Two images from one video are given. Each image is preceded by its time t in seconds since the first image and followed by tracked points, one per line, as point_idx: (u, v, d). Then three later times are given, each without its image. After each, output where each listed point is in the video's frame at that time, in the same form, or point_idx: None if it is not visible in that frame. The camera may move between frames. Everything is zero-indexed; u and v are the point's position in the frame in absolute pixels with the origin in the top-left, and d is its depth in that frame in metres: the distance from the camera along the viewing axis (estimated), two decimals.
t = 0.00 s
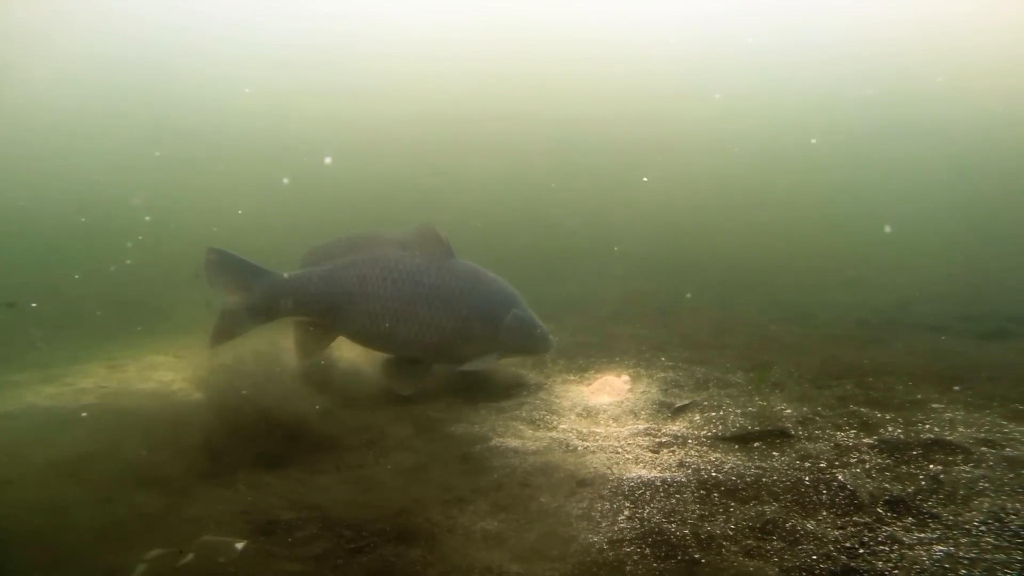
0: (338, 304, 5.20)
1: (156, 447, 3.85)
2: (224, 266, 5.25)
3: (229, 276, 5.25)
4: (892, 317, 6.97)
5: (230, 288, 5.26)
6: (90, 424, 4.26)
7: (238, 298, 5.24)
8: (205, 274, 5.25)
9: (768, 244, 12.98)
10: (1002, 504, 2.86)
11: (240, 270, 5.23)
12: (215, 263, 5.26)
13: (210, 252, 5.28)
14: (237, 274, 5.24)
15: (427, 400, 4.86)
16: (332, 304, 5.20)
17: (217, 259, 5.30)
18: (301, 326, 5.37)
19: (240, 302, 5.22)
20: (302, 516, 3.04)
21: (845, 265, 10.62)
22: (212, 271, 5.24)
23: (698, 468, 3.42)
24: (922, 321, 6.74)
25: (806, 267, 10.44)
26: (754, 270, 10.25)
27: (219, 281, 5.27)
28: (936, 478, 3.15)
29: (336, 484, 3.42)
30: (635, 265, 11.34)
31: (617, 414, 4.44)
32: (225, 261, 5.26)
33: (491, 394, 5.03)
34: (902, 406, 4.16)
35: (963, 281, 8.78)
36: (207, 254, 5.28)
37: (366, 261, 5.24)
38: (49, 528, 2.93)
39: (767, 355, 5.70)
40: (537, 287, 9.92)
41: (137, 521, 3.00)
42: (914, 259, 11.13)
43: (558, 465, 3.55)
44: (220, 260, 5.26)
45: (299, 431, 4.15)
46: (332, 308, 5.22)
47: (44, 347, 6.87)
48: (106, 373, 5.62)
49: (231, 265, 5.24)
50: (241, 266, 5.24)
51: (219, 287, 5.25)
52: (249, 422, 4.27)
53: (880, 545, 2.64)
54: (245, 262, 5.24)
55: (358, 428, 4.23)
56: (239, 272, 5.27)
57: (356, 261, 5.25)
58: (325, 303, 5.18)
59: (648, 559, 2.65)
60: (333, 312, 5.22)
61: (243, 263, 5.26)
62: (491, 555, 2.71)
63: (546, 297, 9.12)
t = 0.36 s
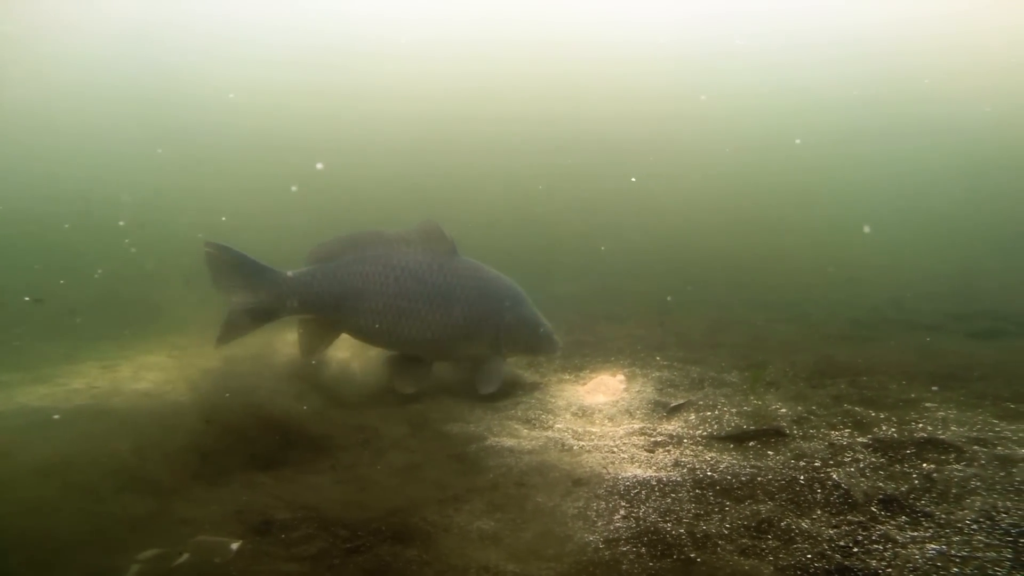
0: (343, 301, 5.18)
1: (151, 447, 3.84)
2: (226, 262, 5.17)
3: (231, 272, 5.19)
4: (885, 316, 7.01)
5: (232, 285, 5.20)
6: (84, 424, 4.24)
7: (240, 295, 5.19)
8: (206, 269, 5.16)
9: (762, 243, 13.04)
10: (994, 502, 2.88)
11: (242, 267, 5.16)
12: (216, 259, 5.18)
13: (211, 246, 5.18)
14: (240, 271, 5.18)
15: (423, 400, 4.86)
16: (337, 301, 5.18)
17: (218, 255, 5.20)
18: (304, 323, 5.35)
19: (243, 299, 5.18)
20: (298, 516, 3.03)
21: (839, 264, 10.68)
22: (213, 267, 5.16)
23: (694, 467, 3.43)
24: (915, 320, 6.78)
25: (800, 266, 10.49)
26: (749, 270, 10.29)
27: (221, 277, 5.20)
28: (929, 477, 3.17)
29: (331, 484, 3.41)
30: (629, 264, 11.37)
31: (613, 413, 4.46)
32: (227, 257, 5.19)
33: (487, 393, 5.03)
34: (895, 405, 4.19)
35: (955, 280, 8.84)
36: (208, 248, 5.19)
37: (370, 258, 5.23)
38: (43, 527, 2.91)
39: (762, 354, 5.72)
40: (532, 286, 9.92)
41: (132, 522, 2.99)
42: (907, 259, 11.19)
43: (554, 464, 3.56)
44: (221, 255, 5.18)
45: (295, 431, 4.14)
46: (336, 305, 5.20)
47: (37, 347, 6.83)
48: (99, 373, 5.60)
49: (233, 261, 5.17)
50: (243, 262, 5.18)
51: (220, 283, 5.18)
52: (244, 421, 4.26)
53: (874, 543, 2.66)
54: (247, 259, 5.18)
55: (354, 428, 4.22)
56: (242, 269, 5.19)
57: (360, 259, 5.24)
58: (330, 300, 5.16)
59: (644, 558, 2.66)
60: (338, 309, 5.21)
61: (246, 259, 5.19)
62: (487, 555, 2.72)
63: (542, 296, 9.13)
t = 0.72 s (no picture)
0: (347, 299, 5.31)
1: (146, 449, 3.82)
2: (236, 264, 5.40)
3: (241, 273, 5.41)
4: (881, 319, 7.03)
5: (242, 285, 5.42)
6: (80, 425, 4.23)
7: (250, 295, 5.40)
8: (218, 272, 5.41)
9: (759, 245, 13.07)
10: (990, 504, 2.88)
11: (251, 268, 5.38)
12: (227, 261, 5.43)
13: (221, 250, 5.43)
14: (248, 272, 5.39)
15: (420, 401, 4.86)
16: (342, 300, 5.31)
17: (229, 258, 5.43)
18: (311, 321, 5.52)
19: (252, 298, 5.40)
20: (294, 518, 3.02)
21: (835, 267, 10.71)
22: (225, 268, 5.41)
23: (691, 469, 3.43)
24: (911, 322, 6.80)
25: (797, 269, 10.51)
26: (746, 272, 10.31)
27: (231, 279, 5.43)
28: (925, 479, 3.18)
29: (328, 485, 3.40)
30: (627, 266, 11.38)
31: (610, 415, 4.46)
32: (237, 259, 5.42)
33: (484, 394, 5.03)
34: (891, 407, 4.20)
35: (950, 282, 8.88)
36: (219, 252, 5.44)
37: (374, 258, 5.33)
38: (38, 529, 2.90)
39: (758, 356, 5.73)
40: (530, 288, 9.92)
41: (127, 523, 2.98)
42: (902, 261, 11.24)
43: (551, 466, 3.55)
44: (231, 257, 5.42)
45: (291, 432, 4.13)
46: (341, 303, 5.35)
47: (32, 348, 6.81)
48: (96, 374, 5.59)
49: (241, 263, 5.39)
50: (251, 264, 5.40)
51: (231, 284, 5.42)
52: (240, 422, 4.25)
53: (870, 545, 2.66)
54: (255, 260, 5.39)
55: (351, 429, 4.22)
56: (251, 271, 5.40)
57: (365, 258, 5.34)
58: (335, 298, 5.29)
59: (641, 559, 2.66)
60: (342, 308, 5.33)
61: (254, 260, 5.41)
62: (484, 556, 2.71)
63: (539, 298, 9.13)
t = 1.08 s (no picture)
0: (361, 294, 5.41)
1: (156, 447, 3.85)
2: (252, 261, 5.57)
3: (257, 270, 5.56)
4: (890, 316, 6.98)
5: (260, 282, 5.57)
6: (90, 424, 4.26)
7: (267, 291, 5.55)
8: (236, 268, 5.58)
9: (766, 242, 13.01)
10: (1000, 502, 2.86)
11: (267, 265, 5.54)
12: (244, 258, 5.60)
13: (239, 248, 5.61)
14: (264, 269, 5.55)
15: (426, 399, 4.87)
16: (357, 295, 5.42)
17: (246, 256, 5.60)
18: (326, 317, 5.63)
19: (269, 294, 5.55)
20: (301, 516, 3.04)
21: (843, 264, 10.64)
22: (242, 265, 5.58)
23: (698, 467, 3.43)
24: (920, 320, 6.75)
25: (805, 266, 10.46)
26: (753, 269, 10.27)
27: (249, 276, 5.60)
28: (934, 477, 3.16)
29: (335, 483, 3.42)
30: (633, 264, 11.36)
31: (617, 413, 4.45)
32: (253, 256, 5.58)
33: (490, 392, 5.04)
34: (900, 405, 4.17)
35: (960, 280, 8.81)
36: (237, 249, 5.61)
37: (387, 254, 5.44)
38: (49, 527, 2.93)
39: (766, 354, 5.70)
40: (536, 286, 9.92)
41: (137, 521, 3.00)
42: (911, 258, 11.15)
43: (558, 464, 3.55)
44: (248, 254, 5.59)
45: (298, 430, 4.15)
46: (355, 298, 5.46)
47: (43, 347, 6.87)
48: (104, 372, 5.61)
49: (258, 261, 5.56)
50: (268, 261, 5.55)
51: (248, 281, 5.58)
52: (248, 421, 4.27)
53: (879, 543, 2.65)
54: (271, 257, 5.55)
55: (358, 428, 4.23)
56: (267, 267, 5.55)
57: (378, 255, 5.45)
58: (349, 293, 5.40)
59: (647, 557, 2.66)
60: (356, 303, 5.44)
61: (270, 257, 5.56)
62: (490, 555, 2.71)
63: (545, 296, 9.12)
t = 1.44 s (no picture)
0: (376, 292, 5.46)
1: (167, 448, 3.89)
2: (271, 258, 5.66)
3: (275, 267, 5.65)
4: (901, 318, 6.92)
5: (277, 278, 5.65)
6: (102, 424, 4.32)
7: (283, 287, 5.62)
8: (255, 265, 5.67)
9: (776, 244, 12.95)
10: (1015, 505, 2.83)
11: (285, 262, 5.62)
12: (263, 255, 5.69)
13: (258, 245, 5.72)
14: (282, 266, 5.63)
15: (435, 401, 4.88)
16: (372, 293, 5.46)
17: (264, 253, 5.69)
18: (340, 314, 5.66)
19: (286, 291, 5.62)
20: (311, 517, 3.06)
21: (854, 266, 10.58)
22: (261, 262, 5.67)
23: (707, 469, 3.42)
24: (931, 322, 6.70)
25: (815, 268, 10.39)
26: (763, 271, 10.22)
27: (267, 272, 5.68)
28: (947, 479, 3.13)
29: (344, 485, 3.43)
30: (642, 265, 11.34)
31: (625, 414, 4.45)
32: (273, 253, 5.68)
33: (498, 394, 5.05)
34: (912, 407, 4.13)
35: (973, 281, 8.73)
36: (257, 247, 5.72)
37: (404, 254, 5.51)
38: (63, 526, 2.97)
39: (775, 356, 5.68)
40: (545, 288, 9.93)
41: (148, 521, 3.03)
42: (923, 260, 11.07)
43: (567, 465, 3.55)
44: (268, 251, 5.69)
45: (308, 431, 4.18)
46: (369, 296, 5.49)
47: (56, 348, 6.97)
48: (116, 373, 5.67)
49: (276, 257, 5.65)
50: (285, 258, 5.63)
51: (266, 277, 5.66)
52: (258, 422, 4.30)
53: (890, 546, 2.63)
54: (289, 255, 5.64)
55: (367, 429, 4.25)
56: (285, 264, 5.63)
57: (394, 254, 5.52)
58: (363, 290, 5.45)
59: (656, 559, 2.65)
60: (370, 301, 5.48)
61: (288, 255, 5.65)
62: (499, 556, 2.72)
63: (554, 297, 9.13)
